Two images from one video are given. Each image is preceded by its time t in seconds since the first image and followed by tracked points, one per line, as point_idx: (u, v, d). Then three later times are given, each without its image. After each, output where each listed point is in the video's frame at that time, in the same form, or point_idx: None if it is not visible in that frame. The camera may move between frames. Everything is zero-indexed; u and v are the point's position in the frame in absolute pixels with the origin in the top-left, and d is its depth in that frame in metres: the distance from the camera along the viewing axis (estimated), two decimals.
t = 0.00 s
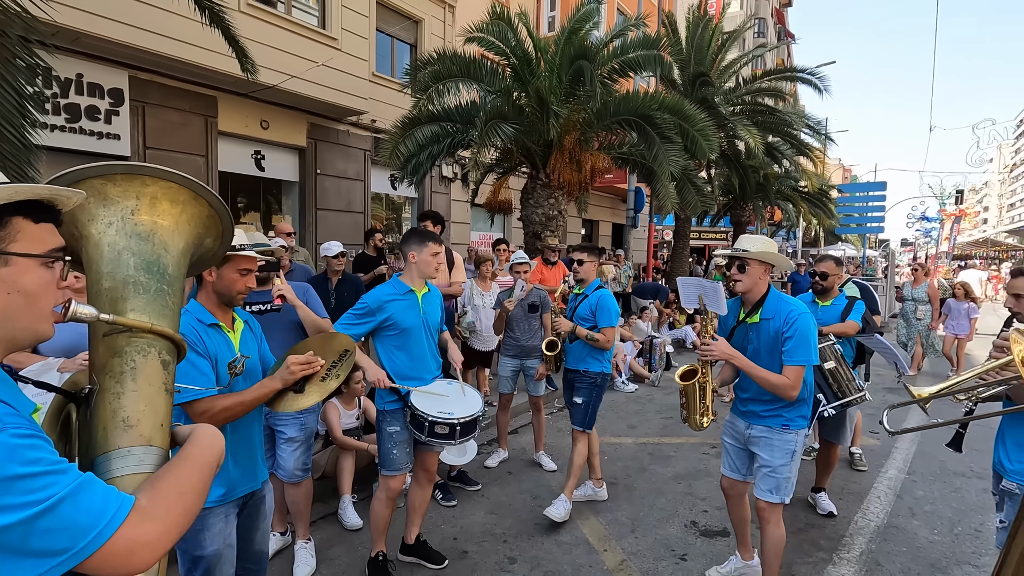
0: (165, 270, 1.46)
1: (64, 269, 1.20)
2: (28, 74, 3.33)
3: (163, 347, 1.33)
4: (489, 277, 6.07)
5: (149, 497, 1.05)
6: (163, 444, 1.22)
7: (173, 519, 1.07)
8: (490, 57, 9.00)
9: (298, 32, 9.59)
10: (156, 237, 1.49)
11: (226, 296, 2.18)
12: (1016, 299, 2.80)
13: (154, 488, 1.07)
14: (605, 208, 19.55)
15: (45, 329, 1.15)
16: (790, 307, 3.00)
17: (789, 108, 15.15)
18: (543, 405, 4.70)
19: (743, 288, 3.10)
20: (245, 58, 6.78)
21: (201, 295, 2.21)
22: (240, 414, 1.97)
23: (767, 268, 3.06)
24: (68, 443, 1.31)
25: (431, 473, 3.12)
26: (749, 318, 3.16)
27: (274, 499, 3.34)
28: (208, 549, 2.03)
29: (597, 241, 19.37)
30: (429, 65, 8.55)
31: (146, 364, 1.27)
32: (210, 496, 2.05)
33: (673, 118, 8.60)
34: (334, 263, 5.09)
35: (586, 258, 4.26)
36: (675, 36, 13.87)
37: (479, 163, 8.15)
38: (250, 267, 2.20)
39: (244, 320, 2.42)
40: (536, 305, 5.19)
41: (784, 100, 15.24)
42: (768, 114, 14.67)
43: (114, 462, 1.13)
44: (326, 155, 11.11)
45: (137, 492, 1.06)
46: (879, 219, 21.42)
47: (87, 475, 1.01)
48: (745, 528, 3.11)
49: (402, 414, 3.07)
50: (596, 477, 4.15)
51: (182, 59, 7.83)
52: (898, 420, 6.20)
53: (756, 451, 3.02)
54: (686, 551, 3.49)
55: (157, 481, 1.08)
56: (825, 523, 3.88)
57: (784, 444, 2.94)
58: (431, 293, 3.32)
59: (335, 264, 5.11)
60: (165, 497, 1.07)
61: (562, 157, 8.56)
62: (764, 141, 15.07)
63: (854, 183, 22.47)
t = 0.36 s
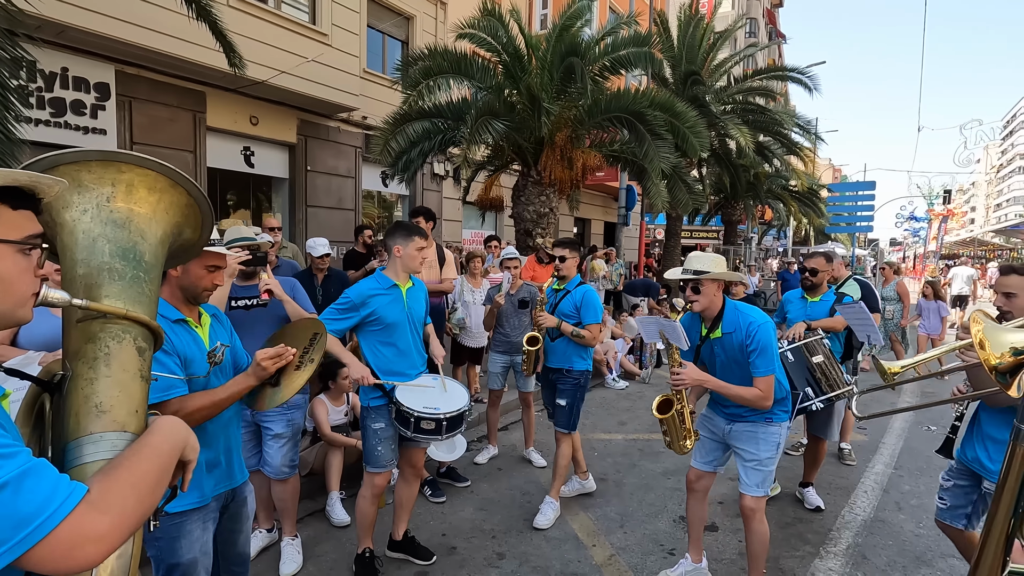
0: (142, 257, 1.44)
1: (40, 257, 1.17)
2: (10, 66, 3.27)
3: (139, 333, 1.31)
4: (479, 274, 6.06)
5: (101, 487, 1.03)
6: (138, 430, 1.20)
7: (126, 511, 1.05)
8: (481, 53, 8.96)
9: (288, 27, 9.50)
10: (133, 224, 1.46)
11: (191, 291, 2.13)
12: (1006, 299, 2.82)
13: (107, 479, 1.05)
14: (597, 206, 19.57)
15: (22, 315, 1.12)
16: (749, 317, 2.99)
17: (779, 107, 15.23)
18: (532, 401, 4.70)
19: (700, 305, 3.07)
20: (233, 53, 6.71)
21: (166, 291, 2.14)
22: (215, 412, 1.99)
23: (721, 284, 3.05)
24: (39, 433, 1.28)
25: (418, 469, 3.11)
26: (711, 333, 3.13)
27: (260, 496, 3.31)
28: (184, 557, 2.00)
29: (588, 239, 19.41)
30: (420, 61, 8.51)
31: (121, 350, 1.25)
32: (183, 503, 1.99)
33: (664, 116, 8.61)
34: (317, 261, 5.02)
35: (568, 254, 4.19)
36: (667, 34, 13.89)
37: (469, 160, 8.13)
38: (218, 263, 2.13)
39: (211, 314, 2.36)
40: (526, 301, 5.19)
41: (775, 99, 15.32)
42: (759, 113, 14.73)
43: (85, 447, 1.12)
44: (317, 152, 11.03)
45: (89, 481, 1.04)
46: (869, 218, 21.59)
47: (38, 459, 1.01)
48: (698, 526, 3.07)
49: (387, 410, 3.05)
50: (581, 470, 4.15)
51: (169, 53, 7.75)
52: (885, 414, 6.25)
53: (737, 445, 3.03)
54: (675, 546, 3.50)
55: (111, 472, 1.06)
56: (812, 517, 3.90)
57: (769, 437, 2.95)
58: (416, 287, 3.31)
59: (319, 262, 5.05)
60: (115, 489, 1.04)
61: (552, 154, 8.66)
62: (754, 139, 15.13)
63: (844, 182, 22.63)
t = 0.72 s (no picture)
0: (134, 252, 1.42)
1: (25, 250, 1.16)
2: None
3: (129, 330, 1.30)
4: (472, 272, 6.05)
5: (88, 488, 1.02)
6: (127, 428, 1.19)
7: (114, 512, 1.03)
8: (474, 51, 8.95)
9: (279, 23, 9.44)
10: (125, 219, 1.44)
11: (162, 292, 2.08)
12: (993, 295, 2.83)
13: (94, 480, 1.03)
14: (590, 205, 19.61)
15: (8, 308, 1.11)
16: (736, 287, 3.07)
17: (771, 107, 15.31)
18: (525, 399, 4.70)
19: (698, 260, 3.19)
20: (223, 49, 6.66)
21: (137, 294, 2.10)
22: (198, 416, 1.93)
23: (723, 249, 3.22)
24: (28, 432, 1.27)
25: (410, 468, 3.09)
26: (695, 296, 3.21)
27: (251, 495, 3.29)
28: (168, 567, 1.99)
29: (582, 239, 19.44)
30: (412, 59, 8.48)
31: (110, 346, 1.24)
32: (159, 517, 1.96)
33: (656, 114, 8.63)
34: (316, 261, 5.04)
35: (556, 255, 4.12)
36: (660, 33, 13.92)
37: (461, 158, 8.11)
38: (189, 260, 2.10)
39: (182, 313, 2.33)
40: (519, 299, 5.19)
41: (766, 99, 15.39)
42: (751, 113, 14.79)
43: (73, 446, 1.10)
44: (309, 150, 10.98)
45: (76, 483, 1.02)
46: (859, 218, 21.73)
47: (24, 460, 0.99)
48: (684, 522, 3.06)
49: (377, 408, 3.04)
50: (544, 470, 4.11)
51: (159, 49, 7.69)
52: (874, 413, 6.30)
53: (703, 444, 3.03)
54: (666, 542, 3.51)
55: (99, 473, 1.04)
56: (802, 514, 3.92)
57: (734, 434, 2.96)
58: (407, 285, 3.30)
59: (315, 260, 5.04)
60: (103, 490, 1.03)
61: (546, 153, 8.77)
62: (746, 139, 15.20)
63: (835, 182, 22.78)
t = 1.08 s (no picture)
0: (128, 257, 1.42)
1: (18, 255, 1.16)
2: None
3: (123, 334, 1.30)
4: (465, 272, 6.07)
5: (80, 490, 1.02)
6: (120, 431, 1.19)
7: (105, 514, 1.04)
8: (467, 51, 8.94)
9: (271, 22, 9.40)
10: (120, 223, 1.45)
11: (153, 289, 2.07)
12: (978, 287, 2.89)
13: (87, 482, 1.03)
14: (582, 205, 19.65)
15: None
16: (729, 288, 3.12)
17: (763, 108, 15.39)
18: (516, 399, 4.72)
19: (702, 260, 3.24)
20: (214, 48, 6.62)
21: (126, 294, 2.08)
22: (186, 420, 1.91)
23: (728, 255, 3.24)
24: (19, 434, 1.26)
25: (402, 469, 3.10)
26: (692, 292, 3.26)
27: (242, 496, 3.29)
28: (154, 570, 1.99)
29: (574, 238, 19.47)
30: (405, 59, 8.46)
31: (104, 350, 1.24)
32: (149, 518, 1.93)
33: (648, 115, 8.67)
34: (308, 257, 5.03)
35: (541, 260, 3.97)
36: (652, 34, 13.96)
37: (454, 158, 8.11)
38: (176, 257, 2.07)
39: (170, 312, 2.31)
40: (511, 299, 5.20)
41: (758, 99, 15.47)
42: (742, 113, 14.87)
43: (66, 449, 1.11)
44: (301, 149, 10.93)
45: (68, 485, 1.03)
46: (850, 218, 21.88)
47: (17, 462, 1.00)
48: (670, 522, 3.09)
49: (369, 408, 3.05)
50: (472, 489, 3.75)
51: (149, 48, 7.64)
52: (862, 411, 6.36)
53: (680, 448, 3.04)
54: (656, 540, 3.54)
55: (92, 474, 1.04)
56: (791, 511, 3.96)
57: (710, 438, 2.97)
58: (400, 286, 3.30)
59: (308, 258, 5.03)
60: (96, 493, 1.03)
61: (537, 152, 8.63)
62: (738, 139, 15.28)
63: (825, 182, 22.92)
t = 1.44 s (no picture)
0: (113, 246, 1.42)
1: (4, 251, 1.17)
2: None
3: (109, 324, 1.29)
4: (458, 272, 6.07)
5: (62, 486, 1.03)
6: (106, 422, 1.20)
7: (88, 508, 1.05)
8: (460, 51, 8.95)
9: (264, 22, 9.37)
10: (103, 213, 1.44)
11: (150, 291, 2.07)
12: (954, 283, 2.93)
13: (68, 478, 1.04)
14: (576, 205, 19.69)
15: None
16: (721, 294, 3.15)
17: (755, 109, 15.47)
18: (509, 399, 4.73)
19: (692, 265, 3.27)
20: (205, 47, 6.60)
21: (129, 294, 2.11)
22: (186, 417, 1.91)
23: (721, 261, 3.27)
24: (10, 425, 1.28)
25: (394, 469, 3.11)
26: (684, 297, 3.29)
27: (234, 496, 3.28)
28: (154, 563, 1.99)
29: (568, 239, 19.52)
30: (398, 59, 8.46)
31: (90, 340, 1.24)
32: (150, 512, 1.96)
33: (640, 116, 8.73)
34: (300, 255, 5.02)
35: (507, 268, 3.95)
36: (644, 34, 14.02)
37: (447, 158, 8.11)
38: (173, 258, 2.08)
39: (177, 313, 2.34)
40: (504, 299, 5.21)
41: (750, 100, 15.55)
42: (735, 114, 14.95)
43: (53, 440, 1.13)
44: (293, 149, 10.90)
45: (50, 481, 1.03)
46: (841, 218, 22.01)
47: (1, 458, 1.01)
48: (658, 521, 3.11)
49: (360, 408, 3.06)
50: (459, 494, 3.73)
51: (141, 47, 7.60)
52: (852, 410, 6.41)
53: (668, 449, 3.07)
54: (648, 538, 3.56)
55: (74, 469, 1.05)
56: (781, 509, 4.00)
57: (697, 440, 2.99)
58: (393, 287, 3.30)
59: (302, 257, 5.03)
60: (78, 486, 1.04)
61: (531, 153, 8.75)
62: (730, 140, 15.36)
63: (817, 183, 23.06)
